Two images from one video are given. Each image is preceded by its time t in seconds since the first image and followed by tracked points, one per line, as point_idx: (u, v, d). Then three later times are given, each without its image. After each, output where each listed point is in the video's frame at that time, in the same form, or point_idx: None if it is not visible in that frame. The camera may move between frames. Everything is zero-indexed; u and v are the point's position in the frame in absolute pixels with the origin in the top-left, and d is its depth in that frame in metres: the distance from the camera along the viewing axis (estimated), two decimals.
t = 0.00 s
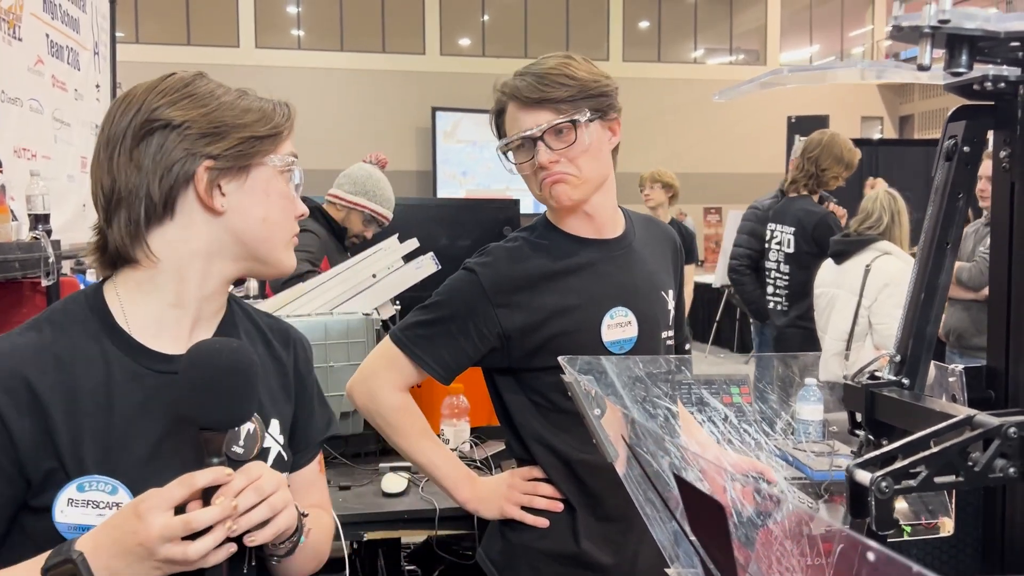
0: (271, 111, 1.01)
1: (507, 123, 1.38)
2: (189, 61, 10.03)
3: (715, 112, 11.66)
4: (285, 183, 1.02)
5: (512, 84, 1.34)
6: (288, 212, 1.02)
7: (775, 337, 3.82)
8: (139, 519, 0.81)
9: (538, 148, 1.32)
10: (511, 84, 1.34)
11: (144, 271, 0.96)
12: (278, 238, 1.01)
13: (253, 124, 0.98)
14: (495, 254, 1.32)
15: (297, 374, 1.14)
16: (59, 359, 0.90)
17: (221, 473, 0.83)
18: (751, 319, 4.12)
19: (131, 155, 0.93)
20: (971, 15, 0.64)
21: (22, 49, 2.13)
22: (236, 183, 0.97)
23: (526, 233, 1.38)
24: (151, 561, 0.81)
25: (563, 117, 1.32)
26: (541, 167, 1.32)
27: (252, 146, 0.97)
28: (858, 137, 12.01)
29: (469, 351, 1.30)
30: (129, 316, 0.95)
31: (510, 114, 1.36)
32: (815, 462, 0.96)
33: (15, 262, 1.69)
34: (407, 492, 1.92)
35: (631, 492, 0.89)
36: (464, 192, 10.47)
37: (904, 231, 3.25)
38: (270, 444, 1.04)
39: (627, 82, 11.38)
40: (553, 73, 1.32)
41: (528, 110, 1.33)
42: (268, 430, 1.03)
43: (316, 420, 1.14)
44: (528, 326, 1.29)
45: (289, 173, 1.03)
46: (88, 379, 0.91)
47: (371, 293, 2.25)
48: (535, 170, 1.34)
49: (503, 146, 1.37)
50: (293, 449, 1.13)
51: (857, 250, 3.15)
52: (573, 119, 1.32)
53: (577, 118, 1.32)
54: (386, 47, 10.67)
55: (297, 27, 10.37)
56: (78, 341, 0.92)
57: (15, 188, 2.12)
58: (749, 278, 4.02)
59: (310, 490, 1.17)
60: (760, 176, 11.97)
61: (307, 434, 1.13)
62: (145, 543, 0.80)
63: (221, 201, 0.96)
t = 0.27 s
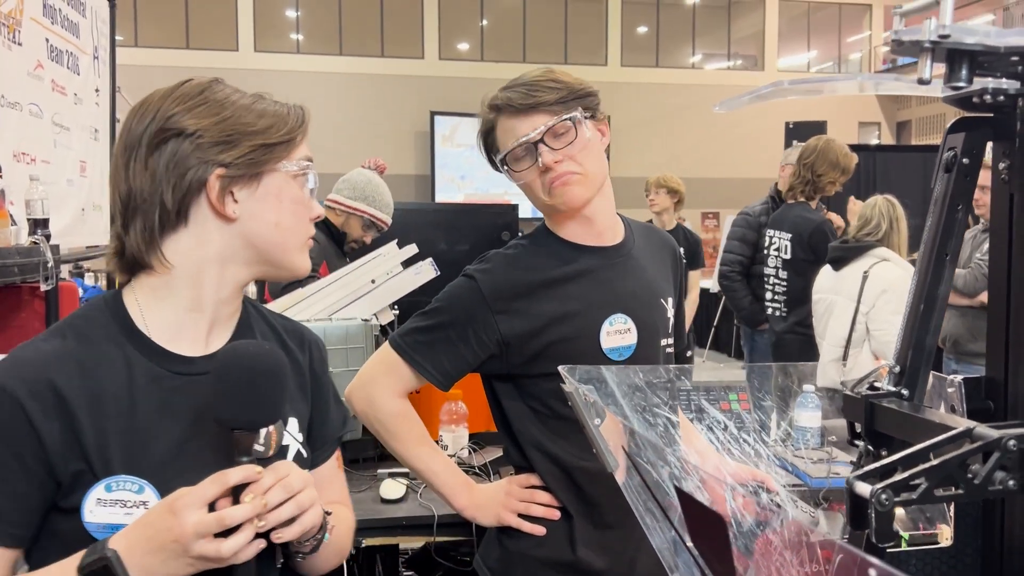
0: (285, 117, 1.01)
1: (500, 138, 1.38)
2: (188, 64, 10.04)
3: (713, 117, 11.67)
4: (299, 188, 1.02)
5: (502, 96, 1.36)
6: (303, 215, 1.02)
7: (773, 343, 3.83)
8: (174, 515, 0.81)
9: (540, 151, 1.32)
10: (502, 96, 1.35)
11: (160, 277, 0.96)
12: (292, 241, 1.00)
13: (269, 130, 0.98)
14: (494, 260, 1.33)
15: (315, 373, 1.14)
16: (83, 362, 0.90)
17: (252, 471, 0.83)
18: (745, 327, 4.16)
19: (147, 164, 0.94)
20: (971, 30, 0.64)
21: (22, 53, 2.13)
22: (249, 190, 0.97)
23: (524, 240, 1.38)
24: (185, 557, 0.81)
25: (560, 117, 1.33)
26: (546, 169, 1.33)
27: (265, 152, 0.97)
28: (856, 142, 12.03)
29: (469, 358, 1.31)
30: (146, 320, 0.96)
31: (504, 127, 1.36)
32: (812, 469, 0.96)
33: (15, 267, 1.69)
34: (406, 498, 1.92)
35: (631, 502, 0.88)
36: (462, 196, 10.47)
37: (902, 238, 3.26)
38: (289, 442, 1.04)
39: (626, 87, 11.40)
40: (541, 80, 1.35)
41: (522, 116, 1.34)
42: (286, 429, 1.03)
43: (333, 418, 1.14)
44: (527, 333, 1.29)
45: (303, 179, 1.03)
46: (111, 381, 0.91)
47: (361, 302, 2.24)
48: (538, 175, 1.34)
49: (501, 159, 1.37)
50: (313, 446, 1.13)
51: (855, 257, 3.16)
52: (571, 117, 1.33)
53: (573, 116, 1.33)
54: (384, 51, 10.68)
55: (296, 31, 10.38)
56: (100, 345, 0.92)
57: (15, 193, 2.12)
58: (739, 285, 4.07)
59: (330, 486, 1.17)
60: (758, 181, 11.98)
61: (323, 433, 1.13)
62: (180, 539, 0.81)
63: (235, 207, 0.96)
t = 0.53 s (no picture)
0: (268, 102, 0.95)
1: (496, 143, 1.39)
2: (185, 66, 10.04)
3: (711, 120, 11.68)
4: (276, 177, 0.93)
5: (497, 100, 1.38)
6: (286, 203, 0.93)
7: (770, 347, 3.83)
8: (214, 506, 0.80)
9: (542, 145, 1.33)
10: (498, 100, 1.37)
11: (188, 276, 0.95)
12: (269, 232, 0.92)
13: (234, 116, 0.93)
14: (489, 263, 1.33)
15: (358, 362, 1.09)
16: (122, 361, 0.90)
17: (289, 463, 0.80)
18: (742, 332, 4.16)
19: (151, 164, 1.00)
20: (968, 35, 0.64)
21: (19, 55, 2.12)
22: (214, 182, 0.93)
23: (520, 242, 1.38)
24: (223, 545, 0.80)
25: (559, 114, 1.35)
26: (550, 163, 1.32)
27: (224, 140, 0.92)
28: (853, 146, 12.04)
29: (464, 360, 1.31)
30: (182, 318, 0.95)
31: (501, 130, 1.37)
32: (811, 472, 0.97)
33: (11, 270, 1.69)
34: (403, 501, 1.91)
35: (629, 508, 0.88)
36: (460, 199, 10.48)
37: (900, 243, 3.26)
38: (329, 433, 0.98)
39: (623, 90, 11.41)
40: (534, 84, 1.38)
41: (520, 116, 1.35)
42: (325, 418, 0.98)
43: (379, 407, 1.09)
44: (522, 335, 1.28)
45: (289, 167, 0.94)
46: (149, 379, 0.90)
47: (359, 304, 2.24)
48: (543, 171, 1.33)
49: (500, 161, 1.37)
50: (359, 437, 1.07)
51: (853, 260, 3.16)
52: (569, 113, 1.35)
53: (572, 113, 1.35)
54: (382, 54, 10.68)
55: (294, 34, 10.39)
56: (139, 343, 0.92)
57: (12, 195, 2.11)
58: (733, 289, 4.08)
59: (376, 477, 1.11)
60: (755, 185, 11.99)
61: (371, 422, 1.08)
62: (220, 529, 0.80)
63: (201, 200, 0.94)
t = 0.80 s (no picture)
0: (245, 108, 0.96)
1: (488, 141, 1.38)
2: (182, 68, 10.03)
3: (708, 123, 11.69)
4: (244, 177, 0.92)
5: (492, 97, 1.35)
6: (250, 204, 0.90)
7: (768, 350, 3.83)
8: (241, 507, 0.79)
9: (530, 151, 1.32)
10: (493, 97, 1.35)
11: (220, 278, 0.94)
12: (235, 235, 0.90)
13: (216, 129, 0.97)
14: (482, 263, 1.33)
15: (399, 359, 1.05)
16: (161, 362, 0.89)
17: (312, 468, 0.78)
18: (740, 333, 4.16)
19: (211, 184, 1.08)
20: (963, 35, 0.63)
21: (15, 56, 2.12)
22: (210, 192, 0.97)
23: (512, 244, 1.38)
24: (250, 550, 0.78)
25: (550, 120, 1.33)
26: (534, 170, 1.32)
27: (215, 153, 0.96)
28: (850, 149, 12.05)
29: (457, 360, 1.30)
30: (218, 319, 0.94)
31: (494, 129, 1.36)
32: (807, 475, 0.97)
33: (6, 271, 1.68)
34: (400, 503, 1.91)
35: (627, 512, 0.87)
36: (458, 201, 10.47)
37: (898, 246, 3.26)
38: (367, 433, 0.96)
39: (621, 93, 11.41)
40: (534, 84, 1.35)
41: (511, 118, 1.34)
42: (363, 418, 0.96)
43: (419, 404, 1.06)
44: (515, 335, 1.28)
45: (258, 167, 0.93)
46: (188, 380, 0.89)
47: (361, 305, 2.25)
48: (528, 176, 1.33)
49: (489, 161, 1.37)
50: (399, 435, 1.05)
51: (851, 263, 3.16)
52: (561, 120, 1.34)
53: (563, 120, 1.33)
54: (379, 56, 10.69)
55: (291, 35, 10.39)
56: (180, 346, 0.91)
57: (7, 196, 2.11)
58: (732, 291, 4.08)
59: (420, 473, 1.09)
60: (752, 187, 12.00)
61: (413, 418, 1.05)
62: (246, 531, 0.78)
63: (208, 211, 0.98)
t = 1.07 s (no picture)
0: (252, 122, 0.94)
1: (484, 141, 1.37)
2: (179, 69, 10.03)
3: (704, 124, 11.70)
4: (249, 193, 0.90)
5: (491, 101, 1.33)
6: (252, 220, 0.88)
7: (764, 351, 3.83)
8: (235, 497, 0.78)
9: (522, 166, 1.31)
10: (491, 102, 1.33)
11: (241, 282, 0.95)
12: (240, 252, 0.89)
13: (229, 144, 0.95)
14: (472, 263, 1.34)
15: (424, 366, 1.04)
16: (184, 361, 0.90)
17: (297, 454, 0.75)
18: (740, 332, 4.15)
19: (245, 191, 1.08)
20: (957, 37, 0.62)
21: (10, 58, 2.12)
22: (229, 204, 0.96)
23: (502, 246, 1.38)
24: (248, 538, 0.77)
25: (546, 136, 1.32)
26: (525, 185, 1.32)
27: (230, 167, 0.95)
28: (846, 151, 12.06)
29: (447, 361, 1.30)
30: (241, 322, 0.94)
31: (489, 132, 1.34)
32: (803, 477, 0.97)
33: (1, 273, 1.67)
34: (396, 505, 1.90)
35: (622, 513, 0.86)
36: (454, 203, 10.47)
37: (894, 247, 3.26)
38: (386, 437, 0.95)
39: (617, 95, 11.43)
40: (535, 92, 1.32)
41: (507, 127, 1.32)
42: (381, 422, 0.95)
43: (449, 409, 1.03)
44: (503, 335, 1.29)
45: (264, 182, 0.90)
46: (209, 380, 0.90)
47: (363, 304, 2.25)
48: (518, 189, 1.33)
49: (483, 164, 1.36)
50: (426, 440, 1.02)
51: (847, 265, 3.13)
52: (556, 137, 1.32)
53: (559, 137, 1.32)
54: (376, 58, 10.69)
55: (288, 37, 10.39)
56: (203, 346, 0.92)
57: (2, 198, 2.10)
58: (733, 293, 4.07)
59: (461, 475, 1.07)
60: (748, 189, 12.01)
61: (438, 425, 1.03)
62: (241, 519, 0.77)
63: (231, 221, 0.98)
